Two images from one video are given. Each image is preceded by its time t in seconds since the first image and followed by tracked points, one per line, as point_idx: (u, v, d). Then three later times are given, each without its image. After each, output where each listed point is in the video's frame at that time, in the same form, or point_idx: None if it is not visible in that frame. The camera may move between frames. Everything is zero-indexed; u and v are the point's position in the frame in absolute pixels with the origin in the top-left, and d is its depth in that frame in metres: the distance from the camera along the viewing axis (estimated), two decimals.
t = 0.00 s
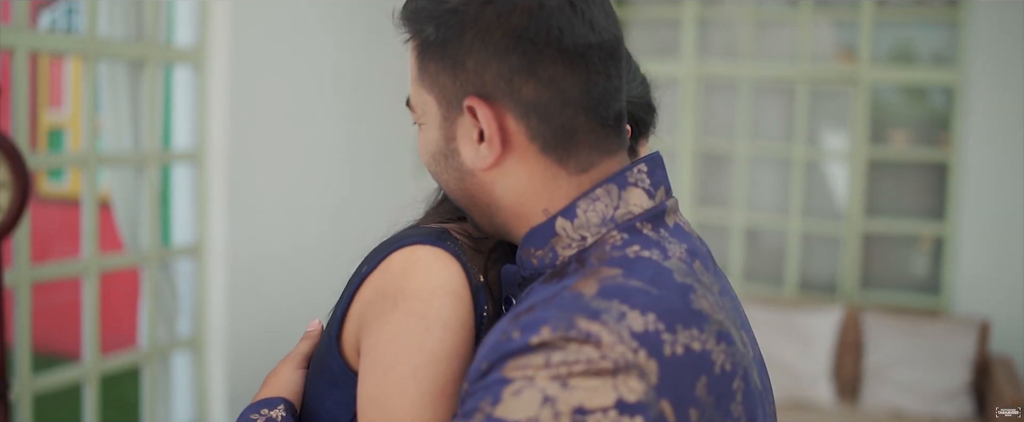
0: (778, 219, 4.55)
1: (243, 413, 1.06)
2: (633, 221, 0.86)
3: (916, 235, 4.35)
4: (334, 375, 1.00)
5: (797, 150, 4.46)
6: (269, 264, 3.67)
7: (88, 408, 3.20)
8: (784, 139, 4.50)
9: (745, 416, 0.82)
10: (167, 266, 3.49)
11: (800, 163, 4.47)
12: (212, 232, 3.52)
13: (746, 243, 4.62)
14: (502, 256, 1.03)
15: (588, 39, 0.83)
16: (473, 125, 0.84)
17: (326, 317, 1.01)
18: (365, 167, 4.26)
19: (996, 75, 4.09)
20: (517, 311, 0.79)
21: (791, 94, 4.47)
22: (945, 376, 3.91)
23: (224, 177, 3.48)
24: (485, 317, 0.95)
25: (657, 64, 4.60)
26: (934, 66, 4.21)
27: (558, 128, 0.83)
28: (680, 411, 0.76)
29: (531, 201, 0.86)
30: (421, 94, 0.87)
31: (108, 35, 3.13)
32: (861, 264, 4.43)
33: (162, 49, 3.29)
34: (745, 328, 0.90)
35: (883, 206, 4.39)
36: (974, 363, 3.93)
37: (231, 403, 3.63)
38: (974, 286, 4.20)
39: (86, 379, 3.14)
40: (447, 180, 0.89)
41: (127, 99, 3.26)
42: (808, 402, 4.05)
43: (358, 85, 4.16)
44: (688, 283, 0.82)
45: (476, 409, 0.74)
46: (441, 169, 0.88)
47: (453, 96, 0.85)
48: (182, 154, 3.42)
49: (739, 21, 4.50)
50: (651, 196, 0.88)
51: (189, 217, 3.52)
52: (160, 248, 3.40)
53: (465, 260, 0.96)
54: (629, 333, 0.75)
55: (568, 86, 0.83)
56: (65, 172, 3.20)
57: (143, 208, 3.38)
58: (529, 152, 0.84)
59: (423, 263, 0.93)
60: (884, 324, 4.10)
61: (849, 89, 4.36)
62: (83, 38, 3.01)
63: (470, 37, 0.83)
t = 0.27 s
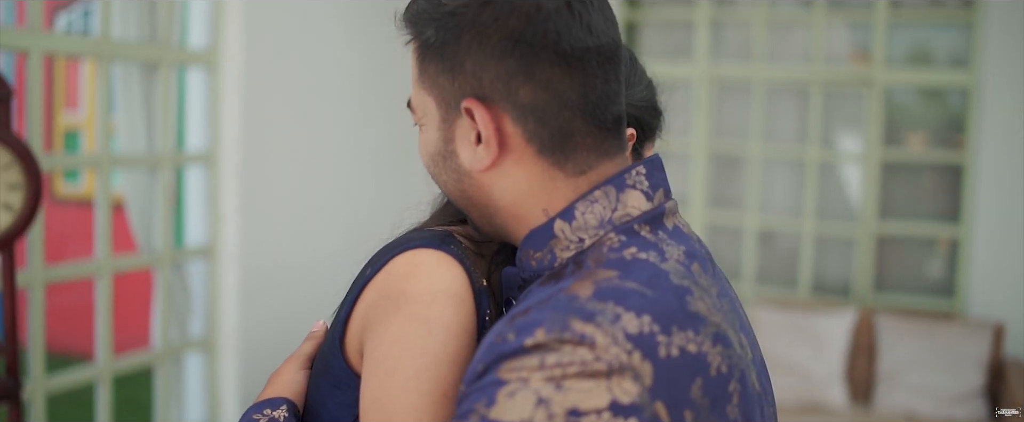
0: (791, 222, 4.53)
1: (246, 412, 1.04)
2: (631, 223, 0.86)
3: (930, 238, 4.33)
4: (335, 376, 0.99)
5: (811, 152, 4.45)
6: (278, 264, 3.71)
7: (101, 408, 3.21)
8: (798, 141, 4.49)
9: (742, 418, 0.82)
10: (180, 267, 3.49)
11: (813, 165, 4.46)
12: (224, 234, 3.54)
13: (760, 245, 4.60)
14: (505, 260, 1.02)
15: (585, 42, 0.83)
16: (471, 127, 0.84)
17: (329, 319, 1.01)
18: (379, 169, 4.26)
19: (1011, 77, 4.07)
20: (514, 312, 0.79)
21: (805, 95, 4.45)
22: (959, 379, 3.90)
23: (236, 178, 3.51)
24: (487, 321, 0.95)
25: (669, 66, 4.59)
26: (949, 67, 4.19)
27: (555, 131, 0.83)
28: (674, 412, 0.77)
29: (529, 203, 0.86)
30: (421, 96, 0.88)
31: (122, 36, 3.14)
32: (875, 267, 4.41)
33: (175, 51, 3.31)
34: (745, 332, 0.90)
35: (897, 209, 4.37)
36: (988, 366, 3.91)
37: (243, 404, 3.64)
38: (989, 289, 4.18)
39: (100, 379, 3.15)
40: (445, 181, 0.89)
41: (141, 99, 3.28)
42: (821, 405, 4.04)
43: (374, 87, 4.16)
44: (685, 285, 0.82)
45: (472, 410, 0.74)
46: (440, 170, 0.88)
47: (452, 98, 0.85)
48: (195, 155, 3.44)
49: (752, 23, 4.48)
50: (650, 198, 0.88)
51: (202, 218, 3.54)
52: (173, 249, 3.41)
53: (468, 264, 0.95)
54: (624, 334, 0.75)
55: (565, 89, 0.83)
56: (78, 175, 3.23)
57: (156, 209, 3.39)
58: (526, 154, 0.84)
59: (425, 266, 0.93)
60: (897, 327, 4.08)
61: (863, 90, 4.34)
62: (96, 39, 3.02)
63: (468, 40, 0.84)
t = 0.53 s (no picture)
0: (802, 223, 4.52)
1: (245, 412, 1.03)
2: (628, 224, 0.86)
3: (942, 239, 4.30)
4: (335, 377, 0.98)
5: (821, 153, 4.44)
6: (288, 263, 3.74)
7: (111, 409, 3.23)
8: (809, 142, 4.48)
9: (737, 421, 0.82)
10: (189, 267, 3.50)
11: (824, 166, 4.45)
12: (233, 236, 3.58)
13: (770, 247, 4.59)
14: (505, 261, 1.02)
15: (579, 44, 0.83)
16: (467, 128, 0.85)
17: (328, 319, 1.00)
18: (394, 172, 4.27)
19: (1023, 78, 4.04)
20: (509, 314, 0.79)
21: (815, 96, 4.44)
22: (970, 381, 3.88)
23: (247, 179, 3.55)
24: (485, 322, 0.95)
25: (679, 67, 4.59)
26: (963, 68, 4.16)
27: (550, 133, 0.83)
28: (668, 414, 0.77)
29: (525, 203, 0.86)
30: (418, 97, 0.88)
31: (132, 38, 3.14)
32: (886, 268, 4.39)
33: (185, 52, 3.32)
34: (743, 334, 0.89)
35: (909, 211, 4.34)
36: (1000, 368, 3.89)
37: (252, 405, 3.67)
38: (1001, 290, 4.15)
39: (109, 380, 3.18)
40: (442, 182, 0.89)
41: (151, 100, 3.28)
42: (831, 407, 4.03)
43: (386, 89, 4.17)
44: (680, 286, 0.82)
45: (465, 412, 0.74)
46: (437, 170, 0.88)
47: (448, 100, 0.85)
48: (206, 156, 3.45)
49: (762, 24, 4.47)
50: (646, 200, 0.88)
51: (213, 219, 3.55)
52: (182, 250, 3.44)
53: (466, 265, 0.95)
54: (617, 336, 0.75)
55: (560, 90, 0.83)
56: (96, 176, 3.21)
57: (165, 209, 3.39)
58: (521, 155, 0.84)
59: (423, 268, 0.93)
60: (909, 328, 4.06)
61: (873, 91, 4.32)
62: (105, 41, 3.03)
63: (463, 41, 0.84)
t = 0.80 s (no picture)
0: (812, 225, 4.50)
1: (242, 414, 1.01)
2: (622, 225, 0.85)
3: (954, 241, 4.27)
4: (332, 378, 0.96)
5: (833, 155, 4.42)
6: (298, 265, 3.75)
7: (121, 409, 3.25)
8: (820, 144, 4.46)
9: None
10: (199, 268, 3.51)
11: (835, 168, 4.43)
12: (243, 238, 3.60)
13: (781, 248, 4.57)
14: (503, 263, 1.01)
15: (571, 44, 0.83)
16: (459, 130, 0.85)
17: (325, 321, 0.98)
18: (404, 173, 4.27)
19: None
20: (501, 315, 0.79)
21: (827, 98, 4.42)
22: (982, 384, 3.86)
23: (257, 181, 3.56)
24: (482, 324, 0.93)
25: (690, 69, 4.58)
26: (977, 69, 4.14)
27: (542, 133, 0.83)
28: (659, 415, 0.76)
29: (518, 203, 0.86)
30: (414, 100, 0.89)
31: (143, 40, 3.16)
32: (897, 270, 4.35)
33: (195, 54, 3.34)
34: (738, 336, 0.89)
35: (921, 213, 4.30)
36: (1012, 371, 3.86)
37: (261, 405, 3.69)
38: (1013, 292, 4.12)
39: (118, 379, 3.21)
40: (438, 184, 0.90)
41: (161, 102, 3.28)
42: (841, 409, 4.01)
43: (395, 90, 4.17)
44: (674, 288, 0.81)
45: (456, 415, 0.74)
46: (432, 173, 0.89)
47: (441, 102, 0.86)
48: (215, 158, 3.47)
49: (773, 25, 4.45)
50: (641, 201, 0.88)
51: (222, 221, 3.56)
52: (192, 251, 3.46)
53: (463, 268, 0.94)
54: (608, 339, 0.75)
55: (552, 91, 0.83)
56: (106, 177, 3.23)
57: (175, 211, 3.41)
58: (514, 156, 0.85)
59: (420, 270, 0.92)
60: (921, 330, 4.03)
61: (885, 93, 4.30)
62: (116, 43, 3.05)
63: (454, 44, 0.84)
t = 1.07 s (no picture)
0: (823, 228, 4.47)
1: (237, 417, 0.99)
2: (613, 228, 0.85)
3: (966, 243, 4.21)
4: (326, 380, 0.94)
5: (844, 157, 4.38)
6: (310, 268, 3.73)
7: (129, 410, 3.25)
8: (831, 145, 4.43)
9: None
10: (208, 269, 3.53)
11: (845, 170, 4.40)
12: (251, 242, 3.61)
13: (791, 250, 4.54)
14: (500, 265, 0.99)
15: (560, 45, 0.83)
16: (451, 131, 0.86)
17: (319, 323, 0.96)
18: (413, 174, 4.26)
19: None
20: (491, 318, 0.79)
21: (838, 99, 4.39)
22: (992, 387, 3.82)
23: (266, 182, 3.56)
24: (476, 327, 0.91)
25: (700, 71, 4.57)
26: (990, 70, 4.09)
27: (532, 134, 0.84)
28: (649, 419, 0.76)
29: (510, 205, 0.87)
30: (406, 102, 0.90)
31: (152, 42, 3.18)
32: (908, 273, 4.31)
33: (203, 57, 3.35)
34: (732, 338, 0.88)
35: (932, 214, 4.25)
36: None
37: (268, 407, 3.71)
38: None
39: (127, 381, 3.22)
40: (430, 186, 0.90)
41: (170, 103, 3.30)
42: (851, 412, 3.99)
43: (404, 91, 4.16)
44: (665, 291, 0.81)
45: (446, 417, 0.74)
46: (425, 175, 0.90)
47: (433, 103, 0.86)
48: (224, 160, 3.50)
49: (783, 26, 4.43)
50: (634, 203, 0.87)
51: (231, 223, 3.58)
52: (201, 252, 3.47)
53: (457, 270, 0.92)
54: (597, 341, 0.74)
55: (542, 91, 0.83)
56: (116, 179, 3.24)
57: (184, 213, 3.42)
58: (505, 157, 0.85)
59: (413, 273, 0.89)
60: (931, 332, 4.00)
61: (897, 94, 4.26)
62: (125, 45, 3.06)
63: (444, 45, 0.85)
